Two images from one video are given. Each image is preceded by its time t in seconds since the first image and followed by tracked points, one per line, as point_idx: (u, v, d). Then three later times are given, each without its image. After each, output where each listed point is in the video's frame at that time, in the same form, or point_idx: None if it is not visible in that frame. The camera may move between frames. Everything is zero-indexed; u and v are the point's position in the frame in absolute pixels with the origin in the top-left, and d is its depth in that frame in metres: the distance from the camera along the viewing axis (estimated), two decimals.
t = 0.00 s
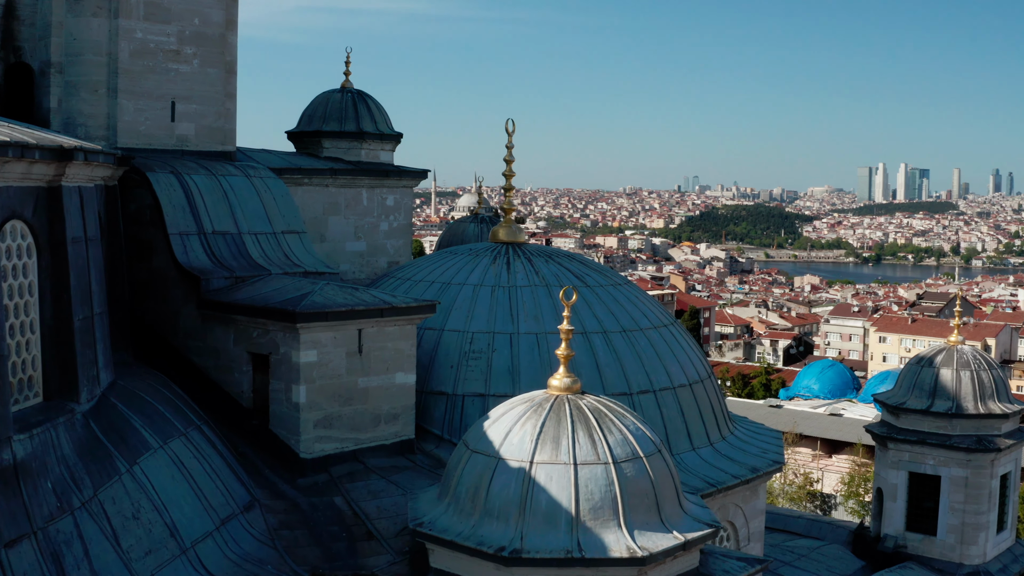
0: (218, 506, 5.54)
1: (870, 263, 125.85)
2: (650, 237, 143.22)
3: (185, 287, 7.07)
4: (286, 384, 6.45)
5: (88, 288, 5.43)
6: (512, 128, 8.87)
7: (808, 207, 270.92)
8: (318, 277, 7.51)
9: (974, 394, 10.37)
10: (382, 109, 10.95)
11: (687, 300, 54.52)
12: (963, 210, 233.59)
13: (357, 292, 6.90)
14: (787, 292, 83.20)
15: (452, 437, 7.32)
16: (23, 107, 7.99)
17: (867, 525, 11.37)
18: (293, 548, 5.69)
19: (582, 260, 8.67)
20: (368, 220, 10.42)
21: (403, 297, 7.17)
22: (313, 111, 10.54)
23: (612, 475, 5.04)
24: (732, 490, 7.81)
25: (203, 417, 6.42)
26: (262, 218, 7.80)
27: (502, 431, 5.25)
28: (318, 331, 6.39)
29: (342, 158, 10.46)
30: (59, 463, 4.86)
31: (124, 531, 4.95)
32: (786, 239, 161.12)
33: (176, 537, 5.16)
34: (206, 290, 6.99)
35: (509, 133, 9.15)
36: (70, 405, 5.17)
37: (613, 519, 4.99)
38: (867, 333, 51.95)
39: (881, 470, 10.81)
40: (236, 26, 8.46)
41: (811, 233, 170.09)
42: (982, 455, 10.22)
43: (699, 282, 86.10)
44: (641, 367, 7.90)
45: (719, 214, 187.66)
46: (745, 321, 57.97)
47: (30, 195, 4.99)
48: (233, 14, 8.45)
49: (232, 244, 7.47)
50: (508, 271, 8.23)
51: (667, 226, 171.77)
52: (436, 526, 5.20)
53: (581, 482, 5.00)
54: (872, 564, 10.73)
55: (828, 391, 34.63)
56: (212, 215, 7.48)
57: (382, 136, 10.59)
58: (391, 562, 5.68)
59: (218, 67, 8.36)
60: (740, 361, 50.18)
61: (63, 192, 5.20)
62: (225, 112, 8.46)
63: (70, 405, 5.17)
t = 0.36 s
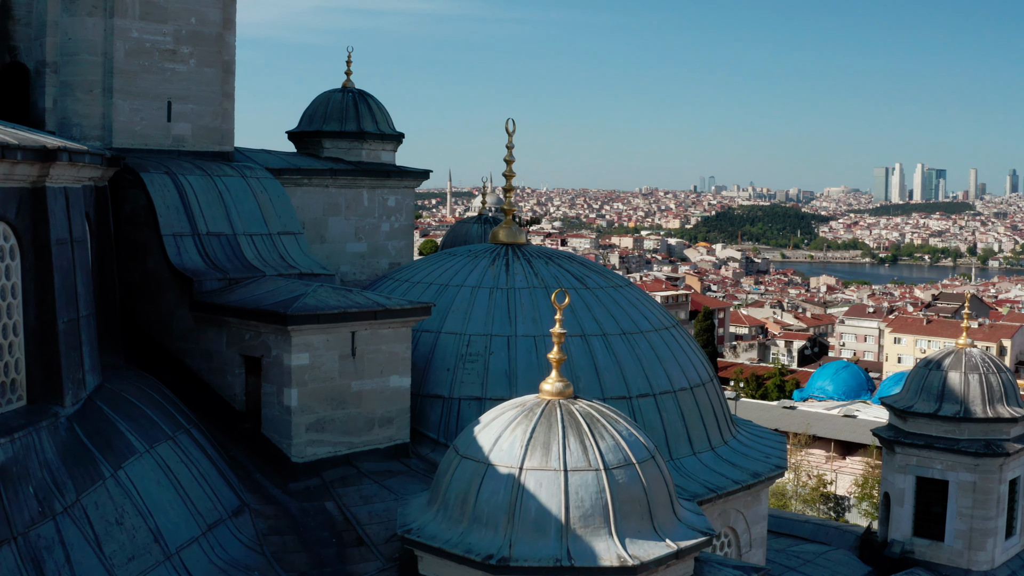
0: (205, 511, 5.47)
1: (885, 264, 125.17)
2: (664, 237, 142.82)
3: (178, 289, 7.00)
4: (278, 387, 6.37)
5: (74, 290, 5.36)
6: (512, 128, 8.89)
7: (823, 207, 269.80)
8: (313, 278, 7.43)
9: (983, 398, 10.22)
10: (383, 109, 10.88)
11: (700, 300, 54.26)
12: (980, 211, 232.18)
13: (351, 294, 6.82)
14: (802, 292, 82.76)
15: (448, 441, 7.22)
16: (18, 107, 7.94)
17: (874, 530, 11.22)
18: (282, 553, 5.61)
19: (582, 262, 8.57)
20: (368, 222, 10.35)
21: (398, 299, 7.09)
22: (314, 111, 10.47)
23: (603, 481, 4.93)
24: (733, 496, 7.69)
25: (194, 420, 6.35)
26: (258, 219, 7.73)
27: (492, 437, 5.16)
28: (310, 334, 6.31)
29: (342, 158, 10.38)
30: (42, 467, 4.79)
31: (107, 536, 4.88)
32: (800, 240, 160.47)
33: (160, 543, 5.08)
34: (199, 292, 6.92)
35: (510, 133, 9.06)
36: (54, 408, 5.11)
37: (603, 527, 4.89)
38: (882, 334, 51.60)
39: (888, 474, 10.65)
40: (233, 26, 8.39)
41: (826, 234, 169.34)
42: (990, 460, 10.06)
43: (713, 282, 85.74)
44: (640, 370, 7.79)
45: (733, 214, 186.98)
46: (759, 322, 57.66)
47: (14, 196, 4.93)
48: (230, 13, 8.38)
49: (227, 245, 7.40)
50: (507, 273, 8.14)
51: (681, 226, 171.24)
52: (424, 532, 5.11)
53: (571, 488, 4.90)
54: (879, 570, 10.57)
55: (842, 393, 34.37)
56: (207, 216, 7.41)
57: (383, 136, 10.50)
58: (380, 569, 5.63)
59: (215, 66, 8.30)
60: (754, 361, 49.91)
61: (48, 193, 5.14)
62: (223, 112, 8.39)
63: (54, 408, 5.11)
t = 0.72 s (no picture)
0: (194, 516, 5.40)
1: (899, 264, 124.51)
2: (677, 237, 142.41)
3: (173, 290, 6.94)
4: (271, 390, 6.30)
5: (62, 292, 5.31)
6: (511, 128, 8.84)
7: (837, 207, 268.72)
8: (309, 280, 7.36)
9: (991, 401, 10.06)
10: (386, 109, 10.80)
11: (713, 300, 54.01)
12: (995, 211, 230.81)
13: (346, 295, 6.74)
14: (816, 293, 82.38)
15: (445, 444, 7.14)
16: (15, 107, 7.89)
17: (882, 534, 11.06)
18: (271, 559, 5.54)
19: (583, 264, 8.49)
20: (370, 222, 10.28)
21: (394, 301, 7.01)
22: (315, 111, 10.41)
23: (595, 488, 4.84)
24: (735, 501, 7.58)
25: (186, 423, 6.28)
26: (255, 220, 7.66)
27: (483, 442, 5.07)
28: (303, 336, 6.23)
29: (343, 159, 10.31)
30: (26, 471, 4.73)
31: (91, 541, 4.81)
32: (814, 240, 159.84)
33: (146, 548, 5.02)
34: (194, 294, 6.86)
35: (511, 133, 9.03)
36: (39, 412, 5.05)
37: (595, 535, 4.79)
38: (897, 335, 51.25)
39: (896, 478, 10.52)
40: (232, 25, 8.33)
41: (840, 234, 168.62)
42: (999, 464, 9.91)
43: (727, 282, 85.36)
44: (641, 373, 7.69)
45: (747, 214, 186.27)
46: (772, 322, 57.34)
47: None
48: (229, 12, 8.32)
49: (222, 247, 7.33)
50: (506, 274, 8.06)
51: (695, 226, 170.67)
52: (414, 539, 5.03)
53: (563, 495, 4.80)
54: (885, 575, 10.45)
55: (856, 394, 34.14)
56: (202, 217, 7.35)
57: (384, 136, 10.43)
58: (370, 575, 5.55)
59: (213, 66, 8.23)
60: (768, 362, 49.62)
61: (35, 194, 5.07)
62: (221, 111, 8.32)
63: (40, 412, 5.05)
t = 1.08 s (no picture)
0: (180, 521, 5.34)
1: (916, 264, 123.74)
2: (693, 237, 141.94)
3: (167, 292, 6.88)
4: (263, 394, 6.22)
5: (47, 295, 5.24)
6: (511, 128, 8.76)
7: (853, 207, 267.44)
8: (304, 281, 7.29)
9: (1001, 405, 9.86)
10: (388, 109, 10.72)
11: (728, 301, 53.73)
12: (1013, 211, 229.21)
13: (340, 298, 6.66)
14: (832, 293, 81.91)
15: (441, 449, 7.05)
16: (12, 108, 7.85)
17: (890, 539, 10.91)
18: (259, 566, 5.47)
19: (584, 265, 8.39)
20: (371, 223, 10.21)
21: (390, 303, 6.93)
22: (316, 111, 10.34)
23: (586, 496, 4.73)
24: (736, 506, 7.45)
25: (177, 427, 6.21)
26: (251, 220, 7.58)
27: (473, 448, 4.97)
28: (294, 339, 6.15)
29: (344, 159, 10.24)
30: (8, 475, 4.65)
31: (74, 547, 4.74)
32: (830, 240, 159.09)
33: (130, 554, 4.95)
34: (187, 296, 6.79)
35: (511, 133, 8.90)
36: (23, 416, 4.98)
37: (585, 544, 4.68)
38: (913, 336, 50.85)
39: (904, 483, 10.38)
40: (229, 24, 8.26)
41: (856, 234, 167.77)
42: (1008, 469, 9.74)
43: (743, 283, 84.93)
44: (641, 377, 7.57)
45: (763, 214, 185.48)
46: (788, 322, 56.99)
47: None
48: (226, 12, 8.25)
49: (217, 248, 7.26)
50: (505, 276, 7.96)
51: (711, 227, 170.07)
52: (402, 547, 4.94)
53: (552, 503, 4.70)
54: None
55: (871, 395, 33.88)
56: (197, 218, 7.28)
57: (385, 137, 10.35)
58: None
59: (210, 66, 8.16)
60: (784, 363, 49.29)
61: (18, 195, 5.01)
62: (218, 112, 8.26)
63: (23, 416, 4.98)
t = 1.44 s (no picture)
0: (165, 527, 5.27)
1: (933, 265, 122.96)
2: (709, 237, 141.45)
3: (160, 294, 6.82)
4: (254, 397, 6.14)
5: (32, 298, 5.18)
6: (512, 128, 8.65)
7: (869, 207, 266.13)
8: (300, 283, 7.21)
9: (1011, 409, 9.70)
10: (390, 109, 10.64)
11: (744, 301, 53.42)
12: None
13: (334, 300, 6.58)
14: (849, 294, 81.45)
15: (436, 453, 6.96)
16: (9, 108, 7.81)
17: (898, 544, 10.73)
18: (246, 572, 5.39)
19: (585, 267, 8.28)
20: (373, 224, 10.14)
21: (384, 305, 6.84)
22: (317, 110, 10.27)
23: (575, 504, 4.63)
24: (737, 513, 7.33)
25: (167, 431, 6.15)
26: (247, 222, 7.51)
27: (461, 454, 4.87)
28: (286, 342, 6.07)
29: (345, 159, 10.17)
30: None
31: (54, 553, 4.67)
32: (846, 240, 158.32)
33: (112, 560, 4.88)
34: (179, 297, 6.72)
35: (511, 133, 8.77)
36: (6, 419, 4.92)
37: (574, 553, 4.58)
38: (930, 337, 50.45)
39: (912, 488, 10.23)
40: (227, 23, 8.20)
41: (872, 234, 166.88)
42: (1018, 475, 9.58)
43: (760, 283, 84.47)
44: (640, 381, 7.45)
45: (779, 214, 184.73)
46: (804, 323, 56.62)
47: None
48: (224, 11, 8.19)
49: (211, 249, 7.19)
50: (504, 278, 7.87)
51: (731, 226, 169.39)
52: (388, 554, 4.85)
53: (540, 510, 4.60)
54: None
55: (887, 396, 33.61)
56: (191, 219, 7.21)
57: (386, 137, 10.28)
58: None
59: (207, 65, 8.09)
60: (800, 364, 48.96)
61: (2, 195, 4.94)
62: (216, 112, 8.19)
63: (6, 419, 4.92)
